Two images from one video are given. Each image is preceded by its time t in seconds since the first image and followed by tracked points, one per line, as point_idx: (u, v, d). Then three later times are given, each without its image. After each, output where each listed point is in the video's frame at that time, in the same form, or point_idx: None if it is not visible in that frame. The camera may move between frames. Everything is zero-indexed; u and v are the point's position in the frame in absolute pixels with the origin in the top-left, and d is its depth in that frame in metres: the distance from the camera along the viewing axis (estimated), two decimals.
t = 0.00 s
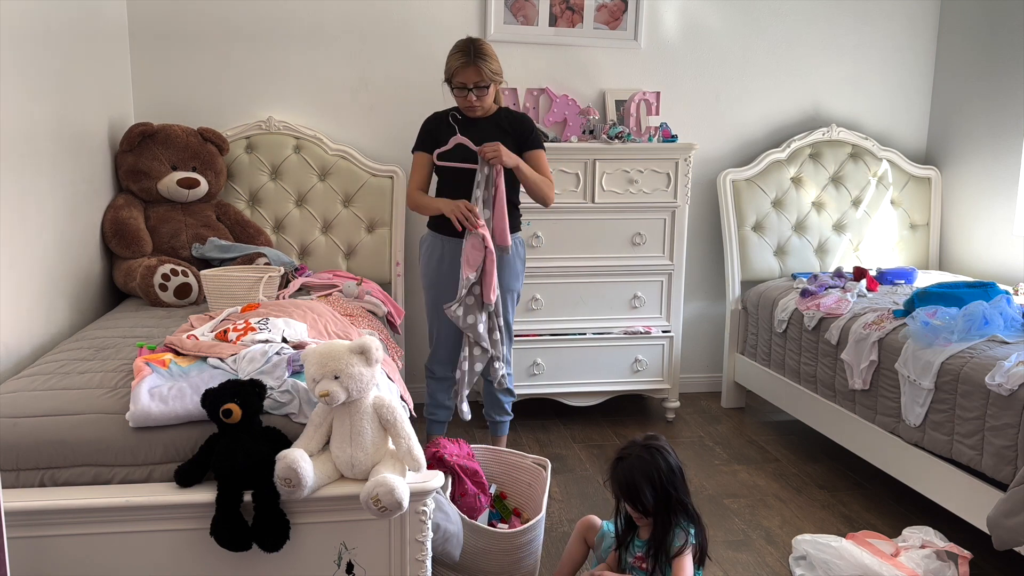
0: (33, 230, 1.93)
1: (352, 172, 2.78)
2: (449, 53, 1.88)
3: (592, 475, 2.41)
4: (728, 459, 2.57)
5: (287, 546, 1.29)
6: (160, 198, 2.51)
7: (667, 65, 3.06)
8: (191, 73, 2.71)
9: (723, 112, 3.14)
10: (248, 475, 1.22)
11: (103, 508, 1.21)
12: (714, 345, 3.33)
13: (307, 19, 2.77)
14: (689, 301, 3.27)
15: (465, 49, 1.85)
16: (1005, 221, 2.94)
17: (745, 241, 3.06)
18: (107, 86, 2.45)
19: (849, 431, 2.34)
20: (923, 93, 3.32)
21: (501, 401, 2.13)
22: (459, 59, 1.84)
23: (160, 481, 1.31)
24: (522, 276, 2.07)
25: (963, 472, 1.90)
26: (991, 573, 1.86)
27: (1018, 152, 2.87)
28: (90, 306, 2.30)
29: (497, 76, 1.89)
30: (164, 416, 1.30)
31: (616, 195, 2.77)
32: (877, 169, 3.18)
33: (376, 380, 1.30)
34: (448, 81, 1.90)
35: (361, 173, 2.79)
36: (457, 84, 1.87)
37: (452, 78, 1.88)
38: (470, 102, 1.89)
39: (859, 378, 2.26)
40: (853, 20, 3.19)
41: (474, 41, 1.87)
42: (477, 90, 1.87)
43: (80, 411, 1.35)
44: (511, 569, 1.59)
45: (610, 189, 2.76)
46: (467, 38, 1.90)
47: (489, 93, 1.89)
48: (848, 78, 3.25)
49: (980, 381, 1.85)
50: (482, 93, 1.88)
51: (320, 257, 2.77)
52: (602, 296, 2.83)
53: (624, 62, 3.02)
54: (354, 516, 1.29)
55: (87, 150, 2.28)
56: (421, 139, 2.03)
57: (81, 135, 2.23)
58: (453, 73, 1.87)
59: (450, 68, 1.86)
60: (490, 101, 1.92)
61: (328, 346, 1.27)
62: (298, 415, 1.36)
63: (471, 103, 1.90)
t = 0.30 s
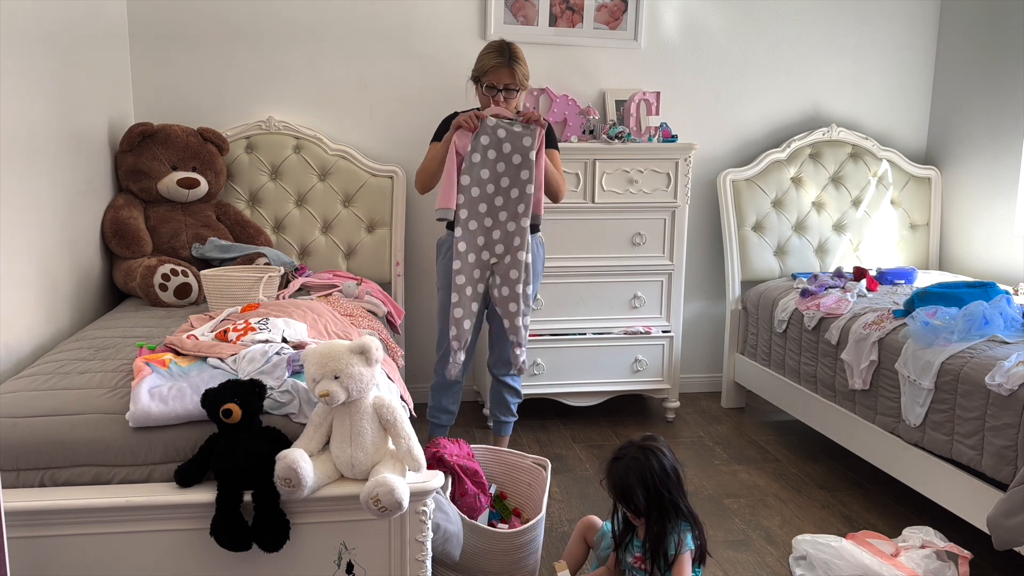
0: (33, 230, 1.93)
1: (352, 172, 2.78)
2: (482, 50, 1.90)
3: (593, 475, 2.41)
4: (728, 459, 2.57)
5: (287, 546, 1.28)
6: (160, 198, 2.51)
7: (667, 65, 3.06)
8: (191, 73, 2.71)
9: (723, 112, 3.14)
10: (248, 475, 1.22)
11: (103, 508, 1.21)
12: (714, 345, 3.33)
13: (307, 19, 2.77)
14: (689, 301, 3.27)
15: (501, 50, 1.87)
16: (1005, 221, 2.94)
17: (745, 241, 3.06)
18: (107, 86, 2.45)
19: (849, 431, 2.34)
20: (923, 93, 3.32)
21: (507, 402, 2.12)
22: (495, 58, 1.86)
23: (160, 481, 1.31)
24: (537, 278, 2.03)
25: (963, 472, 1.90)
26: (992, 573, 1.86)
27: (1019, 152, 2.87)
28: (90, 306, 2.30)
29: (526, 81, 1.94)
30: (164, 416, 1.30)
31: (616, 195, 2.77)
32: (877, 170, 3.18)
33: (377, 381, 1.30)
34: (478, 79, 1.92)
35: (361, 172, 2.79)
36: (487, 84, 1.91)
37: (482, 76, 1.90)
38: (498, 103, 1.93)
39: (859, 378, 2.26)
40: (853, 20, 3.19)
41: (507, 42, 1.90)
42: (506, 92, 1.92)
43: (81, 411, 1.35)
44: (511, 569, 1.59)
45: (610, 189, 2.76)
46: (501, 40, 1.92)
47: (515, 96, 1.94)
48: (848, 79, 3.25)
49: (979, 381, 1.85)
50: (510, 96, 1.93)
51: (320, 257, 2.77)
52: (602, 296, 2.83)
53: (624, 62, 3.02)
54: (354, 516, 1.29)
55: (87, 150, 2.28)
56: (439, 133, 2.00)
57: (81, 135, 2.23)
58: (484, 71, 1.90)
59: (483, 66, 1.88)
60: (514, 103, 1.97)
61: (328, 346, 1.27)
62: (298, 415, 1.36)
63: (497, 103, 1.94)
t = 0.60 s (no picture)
0: (34, 230, 1.93)
1: (352, 172, 2.78)
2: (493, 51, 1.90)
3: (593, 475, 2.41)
4: (728, 459, 2.57)
5: (287, 546, 1.28)
6: (160, 198, 2.51)
7: (667, 65, 3.06)
8: (191, 73, 2.71)
9: (723, 112, 3.14)
10: (248, 475, 1.22)
11: (102, 508, 1.21)
12: (714, 345, 3.33)
13: (307, 19, 2.77)
14: (689, 301, 3.27)
15: (509, 50, 1.86)
16: (1005, 221, 2.94)
17: (745, 241, 3.06)
18: (107, 86, 2.45)
19: (849, 431, 2.34)
20: (923, 93, 3.32)
21: (510, 402, 2.12)
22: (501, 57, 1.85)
23: (160, 480, 1.31)
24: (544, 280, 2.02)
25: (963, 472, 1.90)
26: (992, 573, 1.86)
27: (1019, 152, 2.87)
28: (90, 306, 2.30)
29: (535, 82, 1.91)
30: (164, 416, 1.30)
31: (616, 195, 2.77)
32: (877, 170, 3.18)
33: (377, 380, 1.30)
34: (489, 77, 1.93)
35: (361, 172, 2.79)
36: (496, 82, 1.91)
37: (492, 75, 1.91)
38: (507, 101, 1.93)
39: (859, 378, 2.26)
40: (853, 20, 3.19)
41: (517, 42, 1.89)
42: (513, 91, 1.91)
43: (81, 411, 1.35)
44: (511, 569, 1.59)
45: (610, 189, 2.76)
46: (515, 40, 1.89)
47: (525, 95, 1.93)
48: (848, 79, 3.24)
49: (980, 381, 1.85)
50: (518, 95, 1.92)
51: (320, 257, 2.77)
52: (602, 296, 2.83)
53: (624, 62, 3.02)
54: (354, 516, 1.29)
55: (87, 151, 2.28)
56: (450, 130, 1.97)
57: (81, 134, 2.23)
58: (493, 70, 1.90)
59: (491, 65, 1.89)
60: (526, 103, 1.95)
61: (328, 346, 1.27)
62: (298, 415, 1.36)
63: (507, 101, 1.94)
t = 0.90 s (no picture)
0: (33, 231, 1.93)
1: (352, 172, 2.78)
2: (486, 57, 1.88)
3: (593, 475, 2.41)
4: (728, 459, 2.57)
5: (287, 546, 1.28)
6: (160, 198, 2.51)
7: (667, 65, 3.06)
8: (191, 73, 2.71)
9: (723, 112, 3.14)
10: (248, 476, 1.22)
11: (102, 508, 1.21)
12: (714, 345, 3.33)
13: (307, 19, 2.77)
14: (690, 301, 3.26)
15: (504, 54, 1.84)
16: (1005, 221, 2.94)
17: (745, 241, 3.06)
18: (107, 86, 2.45)
19: (849, 431, 2.34)
20: (923, 93, 3.32)
21: (510, 403, 2.13)
22: (497, 59, 1.84)
23: (160, 481, 1.31)
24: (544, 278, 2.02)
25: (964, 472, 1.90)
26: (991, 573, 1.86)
27: (1019, 152, 2.87)
28: (90, 307, 2.30)
29: (532, 83, 1.89)
30: (164, 416, 1.30)
31: (616, 195, 2.77)
32: (877, 169, 3.18)
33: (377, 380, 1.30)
34: (486, 85, 1.88)
35: (361, 172, 2.79)
36: (493, 88, 1.87)
37: (487, 82, 1.87)
38: (505, 108, 1.89)
39: (859, 378, 2.26)
40: (853, 20, 3.19)
41: (512, 46, 1.87)
42: (512, 97, 1.88)
43: (81, 411, 1.35)
44: (511, 569, 1.59)
45: (610, 189, 2.76)
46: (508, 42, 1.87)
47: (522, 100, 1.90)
48: (848, 79, 3.24)
49: (980, 381, 1.84)
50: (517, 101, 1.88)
51: (320, 257, 2.77)
52: (602, 296, 2.83)
53: (624, 62, 3.02)
54: (354, 516, 1.29)
55: (87, 151, 2.28)
56: (448, 140, 1.98)
57: (80, 134, 2.23)
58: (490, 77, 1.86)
59: (488, 71, 1.85)
60: (522, 107, 1.93)
61: (328, 346, 1.27)
62: (298, 415, 1.36)
63: (505, 108, 1.89)
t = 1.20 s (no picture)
0: (33, 230, 1.93)
1: (352, 172, 2.78)
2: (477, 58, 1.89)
3: (593, 475, 2.41)
4: (728, 459, 2.57)
5: (287, 545, 1.28)
6: (160, 198, 2.51)
7: (667, 65, 3.06)
8: (191, 73, 2.71)
9: (723, 112, 3.14)
10: (248, 476, 1.22)
11: (103, 508, 1.21)
12: (714, 345, 3.33)
13: (307, 19, 2.77)
14: (689, 301, 3.26)
15: (492, 53, 1.84)
16: (1005, 221, 2.94)
17: (745, 241, 3.06)
18: (107, 86, 2.45)
19: (849, 431, 2.34)
20: (923, 93, 3.32)
21: (511, 403, 2.13)
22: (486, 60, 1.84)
23: (160, 481, 1.31)
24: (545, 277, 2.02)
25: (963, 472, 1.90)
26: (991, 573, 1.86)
27: (1019, 152, 2.87)
28: (90, 307, 2.30)
29: (523, 82, 1.87)
30: (164, 416, 1.30)
31: (615, 195, 2.77)
32: (877, 170, 3.18)
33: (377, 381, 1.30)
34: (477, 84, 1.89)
35: (361, 172, 2.79)
36: (482, 87, 1.87)
37: (478, 80, 1.88)
38: (495, 106, 1.88)
39: (859, 378, 2.26)
40: (853, 20, 3.19)
41: (502, 45, 1.86)
42: (500, 95, 1.87)
43: (81, 411, 1.35)
44: (511, 569, 1.59)
45: (609, 189, 2.76)
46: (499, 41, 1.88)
47: (512, 98, 1.88)
48: (847, 79, 3.24)
49: (979, 381, 1.85)
50: (506, 99, 1.87)
51: (320, 257, 2.77)
52: (602, 296, 2.83)
53: (624, 62, 3.02)
54: (354, 516, 1.29)
55: (88, 151, 2.28)
56: (448, 139, 1.98)
57: (80, 134, 2.23)
58: (478, 76, 1.87)
59: (476, 70, 1.86)
60: (515, 105, 1.91)
61: (328, 346, 1.27)
62: (298, 415, 1.36)
63: (495, 106, 1.89)
